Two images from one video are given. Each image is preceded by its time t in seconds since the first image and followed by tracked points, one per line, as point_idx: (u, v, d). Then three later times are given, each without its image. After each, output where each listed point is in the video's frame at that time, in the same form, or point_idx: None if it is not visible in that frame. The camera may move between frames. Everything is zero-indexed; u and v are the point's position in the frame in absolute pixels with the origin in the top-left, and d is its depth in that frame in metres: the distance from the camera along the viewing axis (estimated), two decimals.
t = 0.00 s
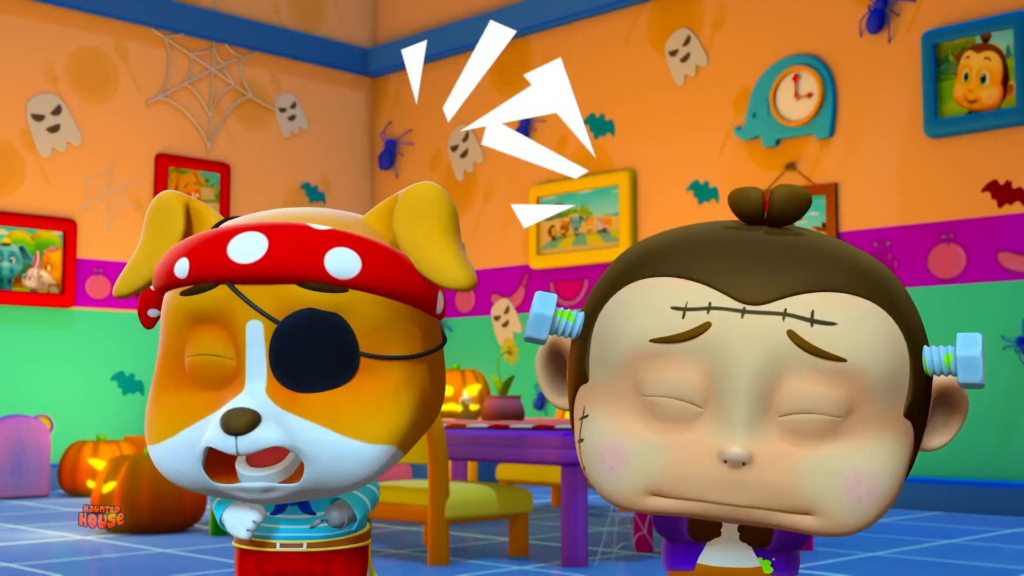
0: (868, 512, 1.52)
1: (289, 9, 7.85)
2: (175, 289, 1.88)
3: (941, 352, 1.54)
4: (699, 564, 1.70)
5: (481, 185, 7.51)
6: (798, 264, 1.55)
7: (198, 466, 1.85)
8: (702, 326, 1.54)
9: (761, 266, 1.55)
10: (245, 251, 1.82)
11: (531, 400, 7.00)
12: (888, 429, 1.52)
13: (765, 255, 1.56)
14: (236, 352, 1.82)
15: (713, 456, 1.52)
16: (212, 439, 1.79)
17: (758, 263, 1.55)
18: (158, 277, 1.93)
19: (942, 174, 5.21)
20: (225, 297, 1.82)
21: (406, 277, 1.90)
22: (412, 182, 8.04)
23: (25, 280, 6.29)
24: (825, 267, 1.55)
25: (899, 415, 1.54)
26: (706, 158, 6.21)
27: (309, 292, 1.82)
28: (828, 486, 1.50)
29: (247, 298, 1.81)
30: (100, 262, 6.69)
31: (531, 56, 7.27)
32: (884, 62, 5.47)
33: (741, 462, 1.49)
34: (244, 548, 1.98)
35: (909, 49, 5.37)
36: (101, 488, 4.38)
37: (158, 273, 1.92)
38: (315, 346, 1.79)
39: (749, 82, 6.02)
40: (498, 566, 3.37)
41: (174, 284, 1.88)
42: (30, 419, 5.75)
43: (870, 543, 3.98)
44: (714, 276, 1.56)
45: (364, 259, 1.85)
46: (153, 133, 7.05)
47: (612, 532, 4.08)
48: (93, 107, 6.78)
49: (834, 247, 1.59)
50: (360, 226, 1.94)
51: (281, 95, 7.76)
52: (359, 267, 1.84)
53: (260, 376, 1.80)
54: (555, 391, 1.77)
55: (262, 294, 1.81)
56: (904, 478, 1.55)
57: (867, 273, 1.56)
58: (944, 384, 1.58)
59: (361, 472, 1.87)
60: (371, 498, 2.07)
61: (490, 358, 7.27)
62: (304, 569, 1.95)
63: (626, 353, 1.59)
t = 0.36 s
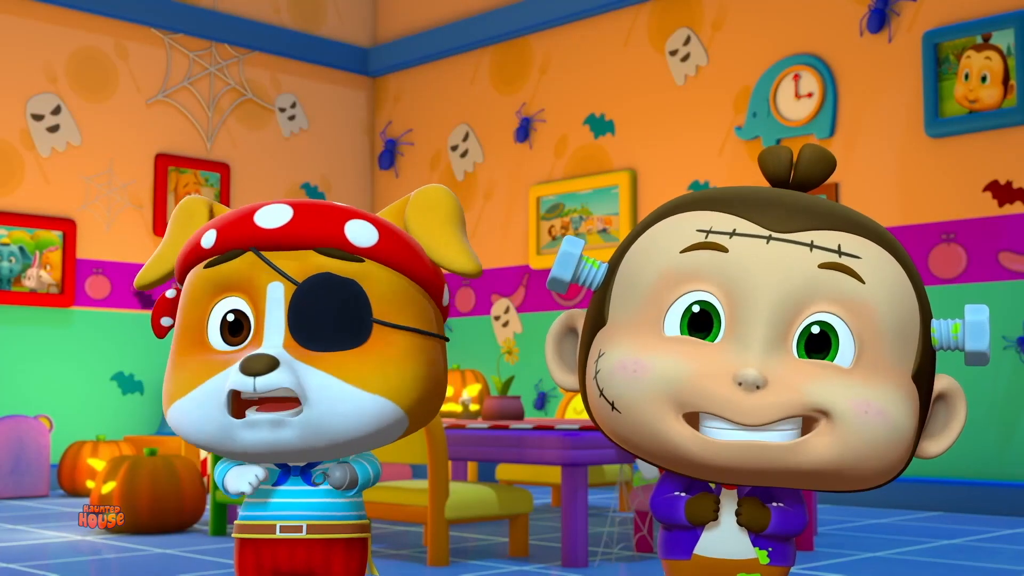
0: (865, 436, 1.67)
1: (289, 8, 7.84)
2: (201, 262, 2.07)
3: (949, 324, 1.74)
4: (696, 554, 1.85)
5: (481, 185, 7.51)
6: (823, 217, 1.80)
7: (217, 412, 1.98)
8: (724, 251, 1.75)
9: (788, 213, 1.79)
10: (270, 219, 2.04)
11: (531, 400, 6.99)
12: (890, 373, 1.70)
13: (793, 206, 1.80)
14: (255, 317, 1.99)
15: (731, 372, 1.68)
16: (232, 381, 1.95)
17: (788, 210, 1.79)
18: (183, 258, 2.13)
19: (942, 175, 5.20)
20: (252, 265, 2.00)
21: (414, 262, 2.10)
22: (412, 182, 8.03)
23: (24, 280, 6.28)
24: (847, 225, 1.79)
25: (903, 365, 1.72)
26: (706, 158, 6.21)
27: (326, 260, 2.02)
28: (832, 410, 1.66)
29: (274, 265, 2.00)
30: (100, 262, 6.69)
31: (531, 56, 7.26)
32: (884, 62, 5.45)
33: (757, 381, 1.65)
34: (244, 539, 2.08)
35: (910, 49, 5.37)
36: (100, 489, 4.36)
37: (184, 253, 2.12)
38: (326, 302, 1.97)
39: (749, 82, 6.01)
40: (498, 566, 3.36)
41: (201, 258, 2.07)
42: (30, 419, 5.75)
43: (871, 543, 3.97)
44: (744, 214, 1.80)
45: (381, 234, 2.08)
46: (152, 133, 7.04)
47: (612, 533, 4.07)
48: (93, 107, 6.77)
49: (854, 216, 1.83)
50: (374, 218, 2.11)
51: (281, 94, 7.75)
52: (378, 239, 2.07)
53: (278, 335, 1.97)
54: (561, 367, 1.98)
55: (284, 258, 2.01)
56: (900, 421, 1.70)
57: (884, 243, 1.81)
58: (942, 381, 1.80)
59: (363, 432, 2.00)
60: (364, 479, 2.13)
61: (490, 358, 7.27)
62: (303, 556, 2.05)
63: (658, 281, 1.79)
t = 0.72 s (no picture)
0: (859, 449, 1.66)
1: (289, 8, 7.84)
2: (209, 246, 2.03)
3: (940, 332, 1.70)
4: (697, 544, 1.86)
5: (481, 185, 7.50)
6: (813, 232, 1.76)
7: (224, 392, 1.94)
8: (712, 271, 1.73)
9: (777, 232, 1.75)
10: (285, 202, 2.02)
11: (531, 400, 6.99)
12: (883, 384, 1.68)
13: (783, 223, 1.77)
14: (267, 299, 1.96)
15: (721, 391, 1.67)
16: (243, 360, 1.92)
17: (777, 227, 1.76)
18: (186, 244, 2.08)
19: (942, 175, 5.20)
20: (266, 246, 1.98)
21: (420, 253, 2.09)
22: (411, 182, 8.03)
23: (24, 280, 6.28)
24: (837, 240, 1.75)
25: (897, 375, 1.70)
26: (706, 158, 6.20)
27: (337, 243, 2.00)
28: (824, 424, 1.65)
29: (287, 247, 1.98)
30: (100, 262, 6.68)
31: (531, 56, 7.25)
32: (884, 62, 5.45)
33: (747, 400, 1.64)
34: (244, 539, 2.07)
35: (910, 49, 5.36)
36: (100, 488, 4.36)
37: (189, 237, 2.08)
38: (341, 282, 1.96)
39: (749, 82, 6.01)
40: (498, 567, 3.36)
41: (211, 239, 2.02)
42: (29, 419, 5.74)
43: (870, 544, 3.96)
44: (732, 234, 1.77)
45: (390, 223, 2.08)
46: (152, 133, 7.04)
47: (613, 533, 4.07)
48: (93, 107, 6.77)
49: (845, 227, 1.80)
50: (382, 207, 2.11)
51: (281, 94, 7.75)
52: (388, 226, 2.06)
53: (290, 317, 1.93)
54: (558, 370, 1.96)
55: (298, 242, 1.99)
56: (895, 430, 1.68)
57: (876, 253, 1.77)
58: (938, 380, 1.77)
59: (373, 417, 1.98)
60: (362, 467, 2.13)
61: (490, 358, 7.26)
62: (302, 558, 2.05)
63: (647, 301, 1.76)
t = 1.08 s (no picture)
0: (864, 400, 1.69)
1: (289, 8, 7.83)
2: (234, 241, 2.04)
3: (935, 312, 1.82)
4: (698, 541, 1.85)
5: (481, 185, 7.50)
6: (812, 210, 1.87)
7: (230, 388, 1.94)
8: (717, 241, 1.82)
9: (780, 207, 1.87)
10: (311, 206, 2.02)
11: (531, 400, 6.98)
12: (884, 349, 1.74)
13: (785, 201, 1.88)
14: (283, 298, 1.96)
15: (728, 341, 1.72)
16: (249, 357, 1.92)
17: (780, 202, 1.87)
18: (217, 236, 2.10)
19: (942, 175, 5.19)
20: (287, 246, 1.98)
21: (444, 264, 2.07)
22: (411, 182, 8.02)
23: (23, 280, 6.27)
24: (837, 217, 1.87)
25: (898, 343, 1.77)
26: (706, 158, 6.19)
27: (356, 250, 1.99)
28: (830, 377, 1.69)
29: (307, 249, 1.97)
30: (100, 262, 6.68)
31: (531, 56, 7.25)
32: (885, 62, 5.44)
33: (753, 349, 1.70)
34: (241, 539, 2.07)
35: (911, 49, 5.35)
36: (100, 488, 4.33)
37: (219, 229, 2.09)
38: (355, 291, 1.95)
39: (750, 82, 6.00)
40: (498, 567, 3.35)
41: (236, 235, 2.04)
42: (28, 419, 5.74)
43: (872, 544, 3.96)
44: (736, 206, 1.87)
45: (417, 234, 2.06)
46: (152, 133, 7.03)
47: (613, 534, 4.06)
48: (93, 107, 6.76)
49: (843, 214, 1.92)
50: (412, 216, 2.09)
51: (280, 94, 7.74)
52: (415, 238, 2.05)
53: (301, 320, 1.93)
54: (560, 375, 2.01)
55: (320, 247, 1.98)
56: (898, 393, 1.73)
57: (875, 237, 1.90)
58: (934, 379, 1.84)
59: (381, 414, 1.95)
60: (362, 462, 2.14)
61: (490, 358, 7.26)
62: (302, 557, 2.04)
63: (656, 269, 1.85)
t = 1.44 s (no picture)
0: (817, 416, 1.67)
1: (289, 8, 7.82)
2: (228, 251, 2.04)
3: (933, 317, 1.72)
4: (691, 541, 1.90)
5: (481, 184, 7.49)
6: (798, 212, 1.84)
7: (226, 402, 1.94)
8: (689, 247, 1.85)
9: (760, 210, 1.85)
10: (305, 217, 2.01)
11: (531, 401, 6.98)
12: (857, 358, 1.70)
13: (771, 204, 1.86)
14: (278, 310, 1.96)
15: (682, 353, 1.75)
16: (243, 372, 1.92)
17: (763, 206, 1.86)
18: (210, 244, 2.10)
19: (942, 175, 5.19)
20: (280, 260, 1.98)
21: (440, 272, 2.06)
22: (412, 182, 8.02)
23: (23, 280, 6.27)
24: (825, 218, 1.83)
25: (877, 351, 1.71)
26: (706, 158, 6.19)
27: (350, 261, 1.99)
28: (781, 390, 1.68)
29: (301, 262, 1.97)
30: (100, 262, 6.67)
31: (531, 56, 7.24)
32: (885, 62, 5.44)
33: (701, 361, 1.71)
34: (241, 541, 2.06)
35: (911, 49, 5.35)
36: (99, 489, 4.31)
37: (213, 237, 2.10)
38: (350, 302, 1.94)
39: (750, 82, 6.00)
40: (498, 568, 3.35)
41: (229, 245, 2.04)
42: (28, 419, 5.73)
43: (872, 545, 3.95)
44: (720, 211, 1.88)
45: (413, 243, 2.05)
46: (152, 133, 7.02)
47: (613, 534, 4.06)
48: (93, 107, 6.76)
49: (851, 213, 1.87)
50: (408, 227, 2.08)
51: (280, 94, 7.74)
52: (411, 248, 2.04)
53: (297, 333, 1.93)
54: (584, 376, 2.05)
55: (314, 258, 1.97)
56: (868, 404, 1.68)
57: (879, 237, 1.82)
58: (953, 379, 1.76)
59: (377, 425, 1.95)
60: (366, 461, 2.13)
61: (490, 358, 7.25)
62: (301, 561, 2.03)
63: (633, 279, 1.91)
